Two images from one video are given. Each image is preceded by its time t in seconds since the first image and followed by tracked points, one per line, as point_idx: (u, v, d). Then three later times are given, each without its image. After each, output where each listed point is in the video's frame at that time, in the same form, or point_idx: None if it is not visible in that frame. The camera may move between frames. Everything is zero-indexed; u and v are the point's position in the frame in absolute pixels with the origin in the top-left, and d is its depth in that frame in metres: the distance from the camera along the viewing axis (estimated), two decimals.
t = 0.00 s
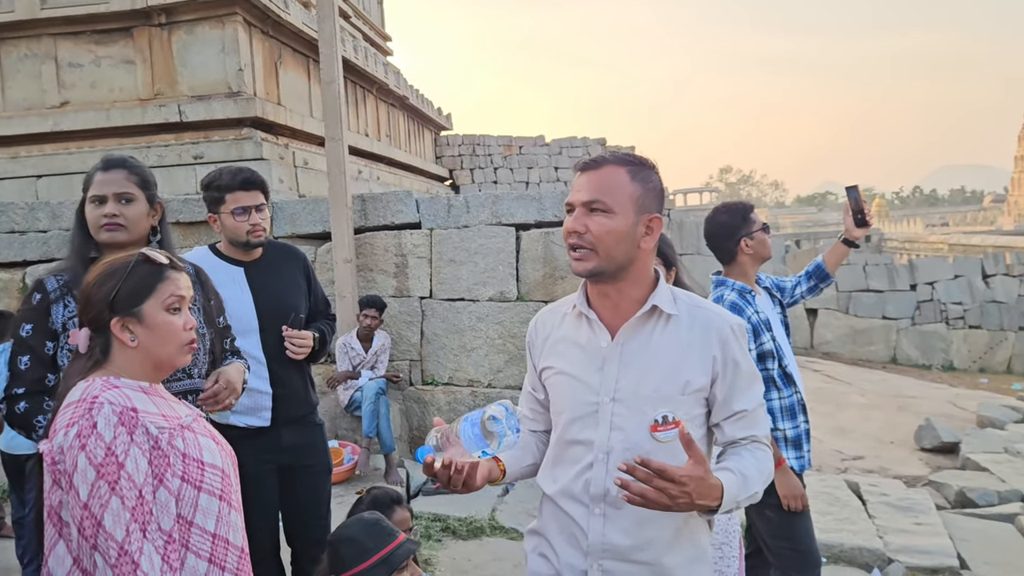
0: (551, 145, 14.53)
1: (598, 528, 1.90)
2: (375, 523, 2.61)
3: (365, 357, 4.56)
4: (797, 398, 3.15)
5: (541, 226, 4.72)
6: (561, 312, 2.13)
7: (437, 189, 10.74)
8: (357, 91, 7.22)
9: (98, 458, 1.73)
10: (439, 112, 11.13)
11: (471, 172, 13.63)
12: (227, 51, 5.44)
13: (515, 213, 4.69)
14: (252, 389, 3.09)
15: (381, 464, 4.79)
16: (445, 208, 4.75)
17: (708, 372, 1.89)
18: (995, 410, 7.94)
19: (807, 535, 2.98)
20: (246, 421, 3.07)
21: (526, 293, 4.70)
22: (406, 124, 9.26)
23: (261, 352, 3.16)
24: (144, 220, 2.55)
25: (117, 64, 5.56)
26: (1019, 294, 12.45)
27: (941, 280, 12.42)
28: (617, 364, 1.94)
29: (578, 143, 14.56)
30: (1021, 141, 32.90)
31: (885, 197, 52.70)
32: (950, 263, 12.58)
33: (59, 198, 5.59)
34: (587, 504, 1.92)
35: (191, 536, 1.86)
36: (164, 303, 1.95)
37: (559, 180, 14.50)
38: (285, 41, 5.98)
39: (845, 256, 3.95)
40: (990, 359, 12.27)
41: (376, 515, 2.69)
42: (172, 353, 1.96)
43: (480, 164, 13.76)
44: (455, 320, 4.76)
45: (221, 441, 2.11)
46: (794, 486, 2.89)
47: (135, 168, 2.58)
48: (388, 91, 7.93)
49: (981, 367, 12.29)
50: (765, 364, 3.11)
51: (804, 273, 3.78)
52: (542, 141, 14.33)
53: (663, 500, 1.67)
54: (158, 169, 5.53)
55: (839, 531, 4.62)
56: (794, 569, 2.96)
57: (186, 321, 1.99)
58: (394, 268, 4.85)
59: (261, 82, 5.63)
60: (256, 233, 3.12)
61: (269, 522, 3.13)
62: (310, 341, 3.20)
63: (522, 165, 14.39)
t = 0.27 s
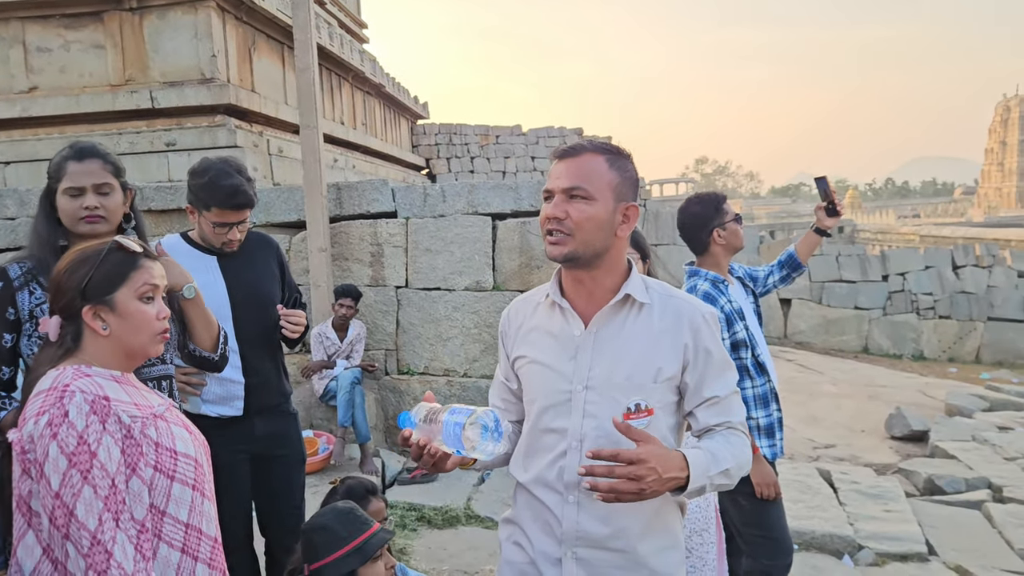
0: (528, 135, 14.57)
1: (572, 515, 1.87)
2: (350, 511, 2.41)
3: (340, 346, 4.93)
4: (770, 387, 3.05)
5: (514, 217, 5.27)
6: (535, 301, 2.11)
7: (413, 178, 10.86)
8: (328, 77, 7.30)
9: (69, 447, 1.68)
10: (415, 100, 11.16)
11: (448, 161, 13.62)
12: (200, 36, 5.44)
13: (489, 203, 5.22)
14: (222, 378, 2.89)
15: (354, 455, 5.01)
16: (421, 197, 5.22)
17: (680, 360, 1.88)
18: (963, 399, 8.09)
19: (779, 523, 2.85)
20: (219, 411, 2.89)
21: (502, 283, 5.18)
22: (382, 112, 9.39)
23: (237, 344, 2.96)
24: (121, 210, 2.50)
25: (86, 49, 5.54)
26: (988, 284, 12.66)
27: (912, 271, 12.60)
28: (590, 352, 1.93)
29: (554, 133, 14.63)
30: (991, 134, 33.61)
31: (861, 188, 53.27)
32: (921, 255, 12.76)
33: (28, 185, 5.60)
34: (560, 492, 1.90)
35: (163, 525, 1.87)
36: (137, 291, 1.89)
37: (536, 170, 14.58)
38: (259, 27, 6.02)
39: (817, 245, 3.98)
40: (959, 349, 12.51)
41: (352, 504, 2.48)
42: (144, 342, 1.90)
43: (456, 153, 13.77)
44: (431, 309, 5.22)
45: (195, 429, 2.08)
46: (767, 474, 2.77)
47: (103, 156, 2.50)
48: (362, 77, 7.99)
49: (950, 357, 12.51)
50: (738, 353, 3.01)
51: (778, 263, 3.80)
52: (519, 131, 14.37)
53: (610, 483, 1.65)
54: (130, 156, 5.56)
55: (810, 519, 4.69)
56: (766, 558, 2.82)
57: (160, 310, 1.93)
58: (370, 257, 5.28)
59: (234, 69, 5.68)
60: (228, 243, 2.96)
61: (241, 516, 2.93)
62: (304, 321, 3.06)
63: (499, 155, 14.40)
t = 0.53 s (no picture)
0: (510, 126, 14.58)
1: (553, 506, 1.78)
2: (331, 503, 2.30)
3: (320, 338, 5.09)
4: (749, 378, 2.92)
5: (496, 207, 5.60)
6: (512, 292, 2.00)
7: (394, 169, 10.90)
8: (311, 68, 7.32)
9: (41, 437, 1.62)
10: (396, 90, 11.16)
11: (429, 152, 13.61)
12: (178, 24, 5.43)
13: (471, 193, 5.53)
14: (199, 368, 2.74)
15: (335, 446, 5.06)
16: (403, 187, 5.52)
17: (660, 348, 1.81)
18: (938, 390, 8.21)
19: (757, 513, 2.75)
20: (196, 402, 2.74)
21: (482, 274, 5.54)
22: (363, 102, 9.40)
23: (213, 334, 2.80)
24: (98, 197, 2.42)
25: (63, 37, 5.49)
26: (964, 277, 12.83)
27: (890, 263, 12.74)
28: (571, 340, 1.83)
29: (536, 125, 14.67)
30: (969, 128, 34.08)
31: (844, 181, 53.70)
32: (898, 247, 12.91)
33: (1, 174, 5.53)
34: (540, 481, 1.80)
35: (138, 516, 1.81)
36: (113, 280, 1.83)
37: (518, 161, 14.61)
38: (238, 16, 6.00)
39: (796, 237, 4.00)
40: (935, 341, 12.69)
41: (333, 495, 2.37)
42: (119, 332, 1.85)
43: (438, 144, 13.76)
44: (411, 300, 5.52)
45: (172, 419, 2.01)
46: (746, 464, 2.67)
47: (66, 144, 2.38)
48: (342, 67, 8.02)
49: (926, 348, 12.67)
50: (717, 345, 2.90)
51: (757, 254, 3.82)
52: (500, 122, 14.39)
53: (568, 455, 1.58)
54: (107, 145, 5.51)
55: (788, 508, 4.73)
56: (743, 548, 2.73)
57: (137, 300, 1.88)
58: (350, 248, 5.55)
59: (213, 58, 5.66)
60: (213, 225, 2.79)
61: (217, 509, 2.81)
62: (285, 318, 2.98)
63: (480, 146, 14.41)
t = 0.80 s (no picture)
0: (494, 118, 14.54)
1: (536, 496, 1.77)
2: (312, 495, 2.27)
3: (303, 330, 5.06)
4: (733, 369, 2.93)
5: (481, 198, 5.59)
6: (495, 284, 1.99)
7: (378, 161, 10.84)
8: (293, 58, 7.24)
9: (15, 429, 1.59)
10: (380, 81, 11.09)
11: (413, 144, 13.54)
12: (159, 13, 5.35)
13: (456, 184, 5.51)
14: (178, 360, 2.71)
15: (318, 438, 5.03)
16: (386, 178, 5.46)
17: (643, 338, 1.81)
18: (917, 382, 8.32)
19: (740, 502, 2.77)
20: (175, 395, 2.70)
21: (466, 266, 5.53)
22: (346, 93, 9.32)
23: (192, 327, 2.76)
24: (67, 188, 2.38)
25: (40, 24, 5.39)
26: (944, 270, 12.99)
27: (871, 256, 12.86)
28: (554, 331, 1.82)
29: (520, 117, 14.64)
30: (949, 123, 34.49)
31: (827, 175, 54.10)
32: (879, 241, 13.03)
33: None
34: (523, 471, 1.79)
35: (116, 509, 1.77)
36: (90, 270, 1.80)
37: (502, 153, 14.58)
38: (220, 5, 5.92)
39: (779, 229, 4.01)
40: (915, 333, 12.85)
41: (314, 487, 2.34)
42: (98, 323, 1.81)
43: (422, 136, 13.69)
44: (395, 292, 5.50)
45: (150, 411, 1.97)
46: (729, 455, 2.69)
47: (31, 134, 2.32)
48: (325, 57, 7.95)
49: (906, 340, 12.83)
50: (701, 337, 2.90)
51: (741, 246, 3.82)
52: (484, 114, 14.34)
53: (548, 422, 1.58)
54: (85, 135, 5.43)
55: (769, 499, 4.78)
56: (725, 538, 2.74)
57: (114, 291, 1.84)
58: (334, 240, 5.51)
59: (195, 47, 5.58)
60: (191, 205, 2.73)
61: (198, 503, 2.75)
62: (249, 311, 2.84)
63: (464, 138, 14.36)
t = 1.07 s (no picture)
0: (481, 112, 14.50)
1: (524, 488, 1.76)
2: (296, 489, 2.25)
3: (288, 324, 5.02)
4: (719, 363, 2.93)
5: (467, 192, 5.56)
6: (481, 276, 1.97)
7: (365, 154, 10.78)
8: (279, 50, 7.18)
9: None
10: (366, 74, 11.02)
11: (400, 138, 13.47)
12: (142, 3, 5.27)
13: (443, 178, 5.48)
14: (160, 353, 2.68)
15: (303, 433, 5.00)
16: (372, 172, 5.44)
17: (629, 329, 1.81)
18: (900, 376, 8.40)
19: (727, 496, 2.78)
20: (157, 388, 2.66)
21: (453, 260, 5.51)
22: (332, 85, 9.25)
23: (175, 321, 2.73)
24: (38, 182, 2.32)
25: (21, 15, 5.31)
26: (927, 265, 13.11)
27: (855, 251, 12.97)
28: (541, 323, 1.81)
29: (507, 111, 14.61)
30: (932, 119, 34.81)
31: (812, 170, 54.44)
32: (864, 236, 13.13)
33: None
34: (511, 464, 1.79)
35: (97, 505, 1.74)
36: (69, 263, 1.77)
37: (489, 147, 14.55)
38: None
39: (765, 223, 4.03)
40: (898, 327, 12.99)
41: (298, 481, 2.32)
42: (79, 316, 1.78)
43: (409, 130, 13.63)
44: (381, 286, 5.47)
45: (133, 405, 1.93)
46: (717, 448, 2.68)
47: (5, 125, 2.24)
48: (311, 49, 7.89)
49: (890, 335, 12.96)
50: (688, 331, 2.90)
51: (728, 240, 3.82)
52: (471, 108, 14.29)
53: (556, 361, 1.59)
54: (68, 127, 5.41)
55: (754, 492, 4.81)
56: (712, 530, 2.74)
57: (95, 283, 1.81)
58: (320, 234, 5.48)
59: (179, 39, 5.51)
60: (171, 190, 2.75)
61: (182, 497, 2.72)
62: (230, 304, 2.80)
63: (451, 132, 14.31)
